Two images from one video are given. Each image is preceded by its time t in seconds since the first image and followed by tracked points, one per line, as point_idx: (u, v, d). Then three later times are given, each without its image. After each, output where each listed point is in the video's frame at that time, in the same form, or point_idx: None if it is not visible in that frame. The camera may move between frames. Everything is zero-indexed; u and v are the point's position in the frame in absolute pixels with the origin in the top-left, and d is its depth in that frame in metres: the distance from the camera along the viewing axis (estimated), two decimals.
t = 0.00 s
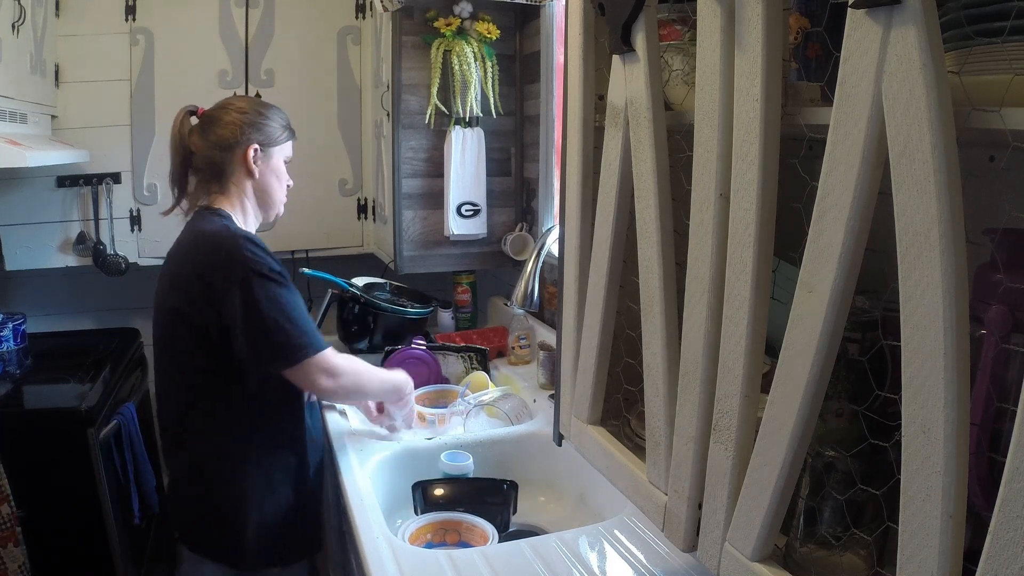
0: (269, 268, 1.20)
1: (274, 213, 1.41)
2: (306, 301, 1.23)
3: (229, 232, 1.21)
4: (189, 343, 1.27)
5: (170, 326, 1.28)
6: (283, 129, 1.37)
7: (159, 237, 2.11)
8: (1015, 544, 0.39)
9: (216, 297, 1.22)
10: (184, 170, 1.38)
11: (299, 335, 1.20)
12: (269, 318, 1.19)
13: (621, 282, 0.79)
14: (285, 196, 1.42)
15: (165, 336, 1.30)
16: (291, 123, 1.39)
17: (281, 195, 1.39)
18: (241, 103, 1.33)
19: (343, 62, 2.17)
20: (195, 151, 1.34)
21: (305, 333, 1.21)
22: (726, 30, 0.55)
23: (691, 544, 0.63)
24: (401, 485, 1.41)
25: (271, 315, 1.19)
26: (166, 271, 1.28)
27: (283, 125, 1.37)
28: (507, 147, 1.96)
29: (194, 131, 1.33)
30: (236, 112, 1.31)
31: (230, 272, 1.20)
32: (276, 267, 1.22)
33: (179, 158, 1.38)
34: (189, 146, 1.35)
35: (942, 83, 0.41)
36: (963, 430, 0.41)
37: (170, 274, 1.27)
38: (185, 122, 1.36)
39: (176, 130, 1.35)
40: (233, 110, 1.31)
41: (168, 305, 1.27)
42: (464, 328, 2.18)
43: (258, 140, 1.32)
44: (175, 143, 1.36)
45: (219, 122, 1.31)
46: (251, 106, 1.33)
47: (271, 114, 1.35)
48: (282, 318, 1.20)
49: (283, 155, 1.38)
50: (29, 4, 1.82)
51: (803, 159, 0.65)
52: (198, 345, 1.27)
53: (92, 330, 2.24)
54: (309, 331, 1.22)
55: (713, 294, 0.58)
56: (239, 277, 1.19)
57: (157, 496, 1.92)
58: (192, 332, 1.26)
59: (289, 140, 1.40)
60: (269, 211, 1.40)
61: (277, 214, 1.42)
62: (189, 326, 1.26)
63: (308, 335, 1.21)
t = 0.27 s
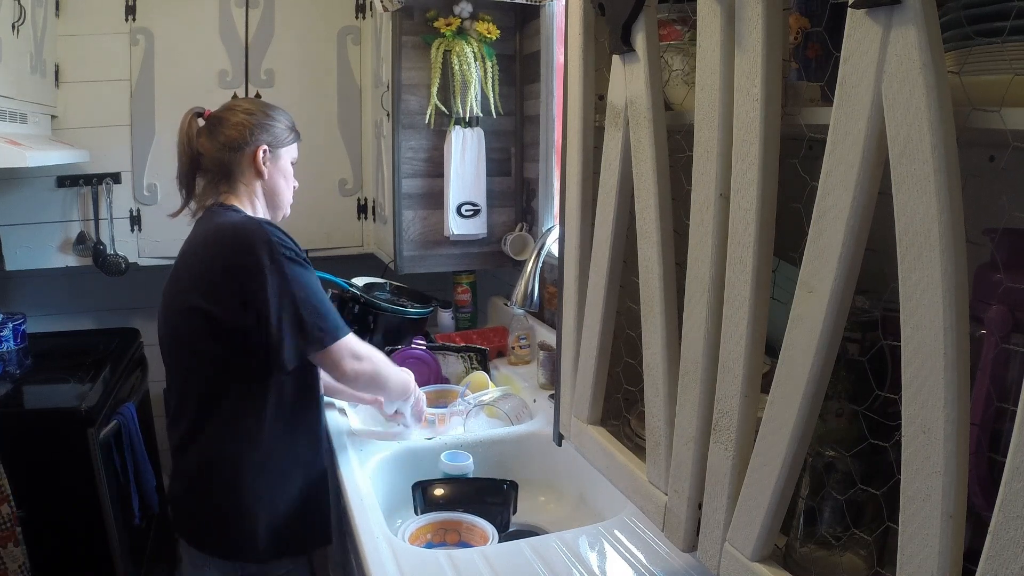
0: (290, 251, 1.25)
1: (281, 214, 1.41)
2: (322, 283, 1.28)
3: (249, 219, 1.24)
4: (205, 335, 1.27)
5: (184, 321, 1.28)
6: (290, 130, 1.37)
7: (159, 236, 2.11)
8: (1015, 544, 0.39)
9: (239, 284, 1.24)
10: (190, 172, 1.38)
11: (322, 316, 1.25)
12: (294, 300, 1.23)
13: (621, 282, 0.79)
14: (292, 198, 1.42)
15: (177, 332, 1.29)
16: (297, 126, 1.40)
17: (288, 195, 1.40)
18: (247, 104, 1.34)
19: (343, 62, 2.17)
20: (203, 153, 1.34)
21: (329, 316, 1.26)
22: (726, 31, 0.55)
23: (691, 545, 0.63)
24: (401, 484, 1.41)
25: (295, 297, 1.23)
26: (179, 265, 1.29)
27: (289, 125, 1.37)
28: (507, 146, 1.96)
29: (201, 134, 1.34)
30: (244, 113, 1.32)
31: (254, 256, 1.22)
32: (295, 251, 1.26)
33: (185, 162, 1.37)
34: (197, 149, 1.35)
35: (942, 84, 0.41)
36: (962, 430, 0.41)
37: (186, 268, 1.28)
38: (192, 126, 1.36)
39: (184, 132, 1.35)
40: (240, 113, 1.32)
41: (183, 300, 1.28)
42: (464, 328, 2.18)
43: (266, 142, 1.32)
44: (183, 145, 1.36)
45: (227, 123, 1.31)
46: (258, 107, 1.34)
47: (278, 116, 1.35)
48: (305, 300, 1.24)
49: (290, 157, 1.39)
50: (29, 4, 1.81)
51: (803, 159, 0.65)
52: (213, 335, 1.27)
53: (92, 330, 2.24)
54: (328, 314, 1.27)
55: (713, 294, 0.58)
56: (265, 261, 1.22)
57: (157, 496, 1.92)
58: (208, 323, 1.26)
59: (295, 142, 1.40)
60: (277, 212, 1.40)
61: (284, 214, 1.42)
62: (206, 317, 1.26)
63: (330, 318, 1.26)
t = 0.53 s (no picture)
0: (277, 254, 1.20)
1: (276, 213, 1.40)
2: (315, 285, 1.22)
3: (235, 226, 1.22)
4: (201, 340, 1.27)
5: (179, 325, 1.28)
6: (285, 127, 1.36)
7: (159, 236, 2.11)
8: (1016, 544, 0.39)
9: (229, 290, 1.22)
10: (187, 169, 1.38)
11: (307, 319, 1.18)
12: (277, 303, 1.18)
13: (621, 282, 0.79)
14: (287, 197, 1.41)
15: (173, 336, 1.29)
16: (293, 124, 1.39)
17: (283, 194, 1.39)
18: (242, 101, 1.33)
19: (343, 61, 2.17)
20: (197, 150, 1.34)
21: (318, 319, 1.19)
22: (726, 31, 0.55)
23: (691, 545, 0.63)
24: (402, 484, 1.41)
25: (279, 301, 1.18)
26: (174, 272, 1.28)
27: (285, 123, 1.37)
28: (507, 147, 1.96)
29: (196, 131, 1.33)
30: (238, 111, 1.31)
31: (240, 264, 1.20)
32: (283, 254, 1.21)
33: (181, 158, 1.38)
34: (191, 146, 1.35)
35: (942, 83, 0.41)
36: (962, 430, 0.41)
37: (180, 273, 1.27)
38: (186, 122, 1.36)
39: (179, 129, 1.35)
40: (235, 110, 1.31)
41: (177, 304, 1.27)
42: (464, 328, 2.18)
43: (261, 140, 1.32)
44: (178, 141, 1.37)
45: (221, 121, 1.31)
46: (253, 105, 1.33)
47: (274, 114, 1.34)
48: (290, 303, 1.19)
49: (285, 155, 1.38)
50: (29, 4, 1.81)
51: (803, 160, 0.65)
52: (208, 340, 1.27)
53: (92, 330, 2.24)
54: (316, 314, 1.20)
55: (713, 294, 0.58)
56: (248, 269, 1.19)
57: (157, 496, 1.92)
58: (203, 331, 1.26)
59: (292, 140, 1.40)
60: (271, 211, 1.39)
61: (279, 213, 1.42)
62: (201, 326, 1.26)
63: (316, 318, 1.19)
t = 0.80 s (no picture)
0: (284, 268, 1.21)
1: (277, 215, 1.40)
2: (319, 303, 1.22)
3: (242, 234, 1.22)
4: (197, 343, 1.26)
5: (174, 326, 1.27)
6: (288, 130, 1.36)
7: (159, 236, 2.11)
8: (1016, 544, 0.39)
9: (230, 298, 1.22)
10: (188, 167, 1.38)
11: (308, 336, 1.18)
12: (279, 317, 1.18)
13: (621, 282, 0.79)
14: (289, 198, 1.41)
15: (167, 337, 1.28)
16: (297, 125, 1.39)
17: (285, 196, 1.39)
18: (246, 102, 1.33)
19: (343, 61, 2.17)
20: (200, 149, 1.33)
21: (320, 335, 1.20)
22: (726, 31, 0.55)
23: (691, 545, 0.63)
24: (402, 484, 1.41)
25: (280, 313, 1.18)
26: (174, 272, 1.28)
27: (288, 125, 1.36)
28: (507, 147, 1.96)
29: (199, 129, 1.33)
30: (242, 112, 1.31)
31: (243, 271, 1.20)
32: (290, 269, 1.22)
33: (183, 156, 1.37)
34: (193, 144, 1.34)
35: (942, 84, 0.41)
36: (963, 430, 0.41)
37: (178, 275, 1.26)
38: (190, 121, 1.36)
39: (182, 128, 1.35)
40: (239, 110, 1.31)
41: (173, 305, 1.27)
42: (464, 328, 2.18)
43: (264, 141, 1.32)
44: (181, 139, 1.36)
45: (225, 121, 1.30)
46: (258, 106, 1.33)
47: (277, 115, 1.34)
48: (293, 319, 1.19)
49: (288, 156, 1.38)
50: (29, 4, 1.81)
51: (803, 159, 0.65)
52: (204, 344, 1.26)
53: (92, 330, 2.24)
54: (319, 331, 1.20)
55: (713, 294, 0.58)
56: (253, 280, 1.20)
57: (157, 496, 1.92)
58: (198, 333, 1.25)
59: (294, 141, 1.40)
60: (273, 212, 1.39)
61: (280, 215, 1.41)
62: (196, 329, 1.25)
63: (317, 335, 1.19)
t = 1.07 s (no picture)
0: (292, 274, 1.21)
1: (271, 213, 1.41)
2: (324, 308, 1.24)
3: (246, 237, 1.22)
4: (197, 343, 1.26)
5: (175, 324, 1.27)
6: (279, 127, 1.36)
7: (159, 236, 2.11)
8: (1016, 544, 0.39)
9: (232, 301, 1.22)
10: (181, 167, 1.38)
11: (315, 344, 1.21)
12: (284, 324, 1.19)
13: (621, 282, 0.79)
14: (282, 196, 1.42)
15: (169, 334, 1.29)
16: (288, 122, 1.39)
17: (278, 194, 1.40)
18: (236, 101, 1.32)
19: (343, 61, 2.17)
20: (192, 149, 1.33)
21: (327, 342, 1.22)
22: (726, 31, 0.55)
23: (691, 545, 0.63)
24: (402, 484, 1.41)
25: (288, 320, 1.20)
26: (174, 271, 1.27)
27: (279, 122, 1.36)
28: (507, 147, 1.96)
29: (190, 129, 1.33)
30: (233, 111, 1.31)
31: (248, 277, 1.20)
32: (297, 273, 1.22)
33: (176, 157, 1.37)
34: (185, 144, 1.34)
35: (942, 84, 0.41)
36: (963, 430, 0.41)
37: (180, 274, 1.26)
38: (181, 121, 1.35)
39: (173, 128, 1.35)
40: (230, 109, 1.31)
41: (175, 304, 1.27)
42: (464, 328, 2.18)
43: (256, 140, 1.32)
44: (172, 140, 1.36)
45: (216, 121, 1.30)
46: (248, 104, 1.32)
47: (269, 113, 1.34)
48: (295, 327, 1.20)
49: (280, 154, 1.38)
50: (29, 4, 1.81)
51: (803, 160, 0.65)
52: (206, 344, 1.26)
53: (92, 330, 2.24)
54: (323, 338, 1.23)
55: (713, 294, 0.58)
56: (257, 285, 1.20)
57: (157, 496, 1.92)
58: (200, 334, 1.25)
59: (286, 138, 1.40)
60: (267, 210, 1.40)
61: (275, 212, 1.42)
62: (197, 329, 1.25)
63: (324, 343, 1.22)
